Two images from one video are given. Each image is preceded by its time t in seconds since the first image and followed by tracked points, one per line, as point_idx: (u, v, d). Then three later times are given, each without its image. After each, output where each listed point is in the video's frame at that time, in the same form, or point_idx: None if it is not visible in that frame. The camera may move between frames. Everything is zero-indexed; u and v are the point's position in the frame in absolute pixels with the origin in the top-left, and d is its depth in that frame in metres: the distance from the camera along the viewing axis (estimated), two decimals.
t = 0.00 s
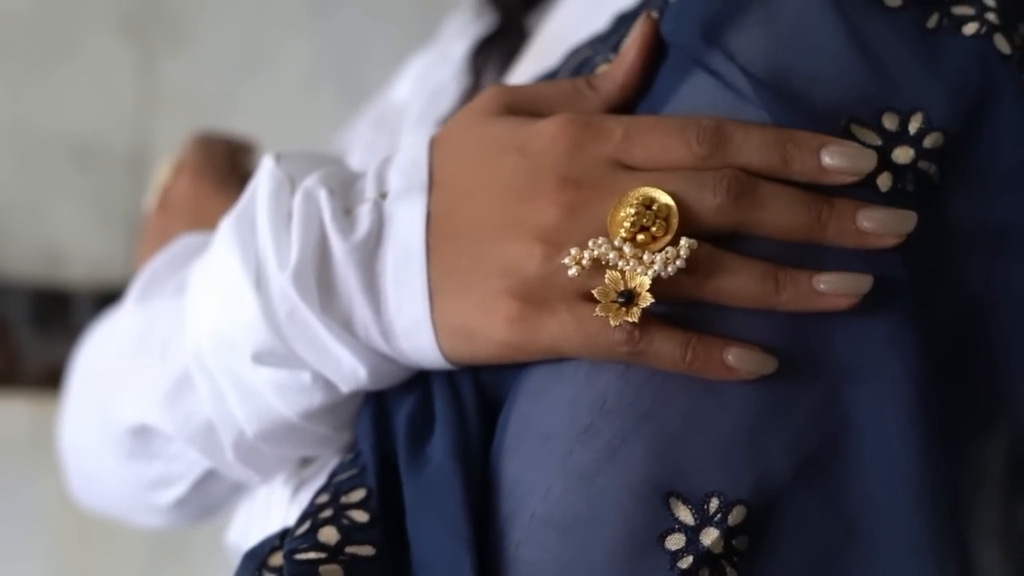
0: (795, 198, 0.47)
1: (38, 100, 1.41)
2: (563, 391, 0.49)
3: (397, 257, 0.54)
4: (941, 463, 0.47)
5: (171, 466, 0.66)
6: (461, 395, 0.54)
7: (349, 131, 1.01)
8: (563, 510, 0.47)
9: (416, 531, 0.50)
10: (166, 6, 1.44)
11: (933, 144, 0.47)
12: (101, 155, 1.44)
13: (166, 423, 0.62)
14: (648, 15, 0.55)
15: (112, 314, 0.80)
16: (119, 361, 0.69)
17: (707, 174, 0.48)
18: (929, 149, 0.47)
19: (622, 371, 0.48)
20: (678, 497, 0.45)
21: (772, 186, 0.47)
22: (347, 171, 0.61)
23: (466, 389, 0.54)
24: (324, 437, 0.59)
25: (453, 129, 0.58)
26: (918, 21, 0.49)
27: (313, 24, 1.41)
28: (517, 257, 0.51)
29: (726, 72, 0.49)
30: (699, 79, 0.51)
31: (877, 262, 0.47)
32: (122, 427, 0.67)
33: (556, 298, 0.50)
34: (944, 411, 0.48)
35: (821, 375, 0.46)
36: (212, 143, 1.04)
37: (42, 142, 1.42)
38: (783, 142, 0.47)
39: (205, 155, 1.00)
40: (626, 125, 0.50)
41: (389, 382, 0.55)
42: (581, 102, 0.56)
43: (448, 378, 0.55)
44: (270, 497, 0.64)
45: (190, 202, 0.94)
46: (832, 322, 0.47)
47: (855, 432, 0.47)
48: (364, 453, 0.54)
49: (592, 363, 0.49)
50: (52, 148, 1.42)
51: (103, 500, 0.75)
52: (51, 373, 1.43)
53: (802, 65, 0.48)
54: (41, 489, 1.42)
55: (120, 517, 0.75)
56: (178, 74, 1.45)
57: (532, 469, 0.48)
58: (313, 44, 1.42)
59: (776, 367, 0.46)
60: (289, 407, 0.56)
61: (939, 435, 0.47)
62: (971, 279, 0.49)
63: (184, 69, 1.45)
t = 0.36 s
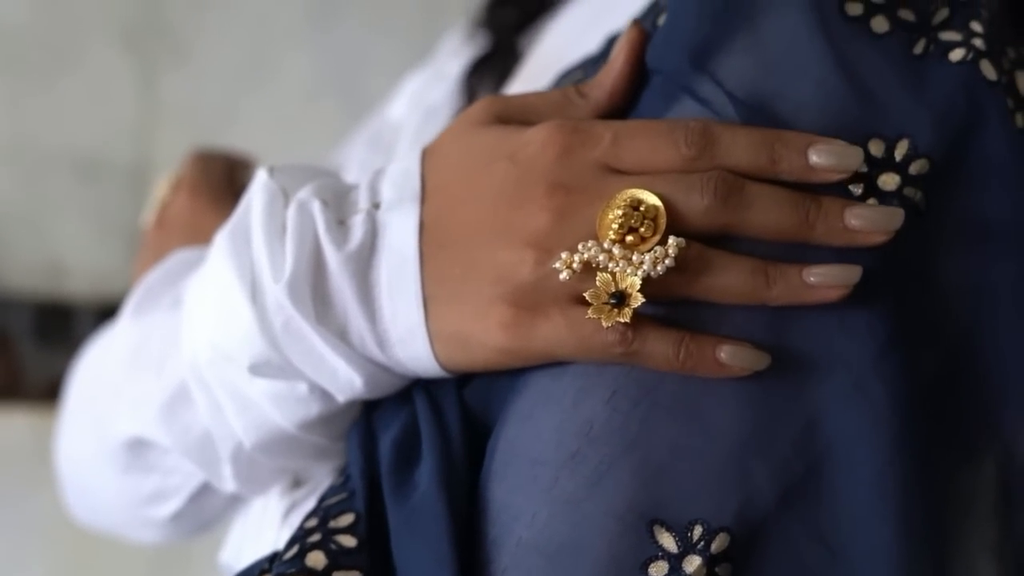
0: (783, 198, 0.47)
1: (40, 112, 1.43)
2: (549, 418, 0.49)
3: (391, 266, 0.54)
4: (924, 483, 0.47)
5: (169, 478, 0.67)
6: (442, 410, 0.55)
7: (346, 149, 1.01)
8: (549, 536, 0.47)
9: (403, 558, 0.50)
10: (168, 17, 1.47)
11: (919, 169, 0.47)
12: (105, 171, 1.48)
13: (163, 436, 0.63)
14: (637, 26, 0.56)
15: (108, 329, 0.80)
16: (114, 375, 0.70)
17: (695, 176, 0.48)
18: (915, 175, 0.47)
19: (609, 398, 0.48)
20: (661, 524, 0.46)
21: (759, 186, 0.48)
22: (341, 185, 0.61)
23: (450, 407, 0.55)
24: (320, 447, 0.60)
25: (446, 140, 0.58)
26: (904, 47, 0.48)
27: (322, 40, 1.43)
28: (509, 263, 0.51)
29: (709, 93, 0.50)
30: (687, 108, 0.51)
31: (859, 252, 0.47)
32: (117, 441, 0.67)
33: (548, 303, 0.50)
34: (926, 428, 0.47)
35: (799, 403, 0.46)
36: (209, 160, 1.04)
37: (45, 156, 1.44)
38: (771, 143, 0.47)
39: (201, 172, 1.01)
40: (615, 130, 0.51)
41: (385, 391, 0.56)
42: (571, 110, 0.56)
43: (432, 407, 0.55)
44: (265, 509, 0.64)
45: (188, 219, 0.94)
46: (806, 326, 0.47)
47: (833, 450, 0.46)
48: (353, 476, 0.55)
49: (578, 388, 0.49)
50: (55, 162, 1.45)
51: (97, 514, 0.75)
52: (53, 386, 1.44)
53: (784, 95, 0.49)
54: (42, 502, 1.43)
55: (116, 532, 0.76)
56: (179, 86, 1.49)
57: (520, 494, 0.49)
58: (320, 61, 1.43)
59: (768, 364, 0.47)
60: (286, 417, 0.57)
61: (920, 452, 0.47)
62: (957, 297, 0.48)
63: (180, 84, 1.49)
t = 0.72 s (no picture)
0: (772, 212, 0.48)
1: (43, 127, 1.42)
2: (539, 445, 0.48)
3: (385, 282, 0.54)
4: (908, 507, 0.47)
5: (166, 495, 0.67)
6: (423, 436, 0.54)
7: (344, 165, 1.02)
8: (538, 563, 0.46)
9: None
10: (168, 35, 1.43)
11: (908, 197, 0.48)
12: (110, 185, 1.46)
13: (158, 452, 0.63)
14: (629, 43, 0.57)
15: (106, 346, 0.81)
16: (112, 391, 0.70)
17: (685, 192, 0.48)
18: (904, 202, 0.48)
19: (597, 425, 0.47)
20: (648, 553, 0.45)
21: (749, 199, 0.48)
22: (336, 201, 0.61)
23: (432, 434, 0.54)
24: (316, 465, 0.60)
25: (439, 155, 0.59)
26: (894, 74, 0.49)
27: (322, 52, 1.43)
28: (501, 278, 0.51)
29: (697, 121, 0.51)
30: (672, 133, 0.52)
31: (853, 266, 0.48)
32: (113, 458, 0.67)
33: (541, 319, 0.50)
34: (912, 453, 0.48)
35: (785, 432, 0.46)
36: (209, 176, 1.04)
37: (49, 171, 1.43)
38: (762, 158, 0.48)
39: (200, 189, 1.01)
40: (606, 145, 0.51)
41: (381, 408, 0.56)
42: (563, 127, 0.57)
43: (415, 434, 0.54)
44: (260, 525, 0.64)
45: (187, 235, 0.95)
46: (793, 342, 0.47)
47: (819, 479, 0.46)
48: (344, 502, 0.55)
49: (567, 415, 0.48)
50: (59, 177, 1.44)
51: (94, 530, 0.75)
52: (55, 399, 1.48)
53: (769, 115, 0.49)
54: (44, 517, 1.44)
55: (114, 549, 0.76)
56: (181, 101, 1.45)
57: (509, 520, 0.48)
58: (323, 74, 1.44)
59: (761, 377, 0.47)
60: (282, 434, 0.57)
61: (905, 475, 0.47)
62: (946, 323, 0.49)
63: (183, 100, 1.46)
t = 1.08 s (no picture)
0: (762, 236, 0.48)
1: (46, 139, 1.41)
2: (530, 471, 0.48)
3: (378, 304, 0.55)
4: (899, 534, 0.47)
5: (160, 514, 0.67)
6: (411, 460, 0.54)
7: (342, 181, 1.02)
8: None
9: None
10: (169, 46, 1.42)
11: (897, 224, 0.48)
12: (109, 197, 1.44)
13: (152, 473, 0.62)
14: (623, 63, 0.57)
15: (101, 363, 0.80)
16: (107, 410, 0.70)
17: (675, 216, 0.48)
18: (894, 229, 0.48)
19: (587, 451, 0.47)
20: None
21: (739, 223, 0.48)
22: (330, 223, 0.62)
23: (420, 459, 0.54)
24: (310, 483, 0.60)
25: (430, 178, 0.59)
26: (884, 99, 0.49)
27: (324, 68, 1.40)
28: (493, 303, 0.51)
29: (687, 147, 0.51)
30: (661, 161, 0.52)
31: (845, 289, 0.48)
32: (108, 477, 0.68)
33: (532, 344, 0.50)
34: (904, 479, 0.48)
35: (774, 459, 0.47)
36: (207, 192, 1.04)
37: (51, 184, 1.43)
38: (752, 182, 0.48)
39: (199, 205, 1.01)
40: (596, 169, 0.51)
41: (375, 429, 0.56)
42: (557, 148, 0.57)
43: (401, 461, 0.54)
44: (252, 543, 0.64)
45: (183, 252, 0.95)
46: (786, 364, 0.48)
47: (806, 506, 0.46)
48: (335, 526, 0.55)
49: (557, 442, 0.48)
50: (61, 189, 1.43)
51: (90, 546, 0.75)
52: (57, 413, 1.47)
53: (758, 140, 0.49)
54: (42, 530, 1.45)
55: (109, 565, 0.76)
56: (182, 115, 1.44)
57: (501, 545, 0.48)
58: (322, 86, 1.40)
59: (751, 402, 0.47)
60: (276, 455, 0.57)
61: (896, 501, 0.47)
62: (936, 349, 0.49)
63: (186, 113, 1.44)
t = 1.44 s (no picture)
0: (757, 244, 0.48)
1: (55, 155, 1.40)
2: (519, 503, 0.48)
3: (374, 321, 0.55)
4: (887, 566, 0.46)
5: (159, 531, 0.64)
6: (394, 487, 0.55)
7: (338, 198, 1.02)
8: None
9: None
10: (170, 58, 1.39)
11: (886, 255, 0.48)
12: (115, 212, 1.43)
13: (150, 493, 0.62)
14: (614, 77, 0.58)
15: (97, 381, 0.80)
16: (105, 429, 0.69)
17: (668, 227, 0.49)
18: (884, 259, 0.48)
19: (576, 483, 0.47)
20: None
21: (735, 233, 0.48)
22: (324, 240, 0.62)
23: (404, 488, 0.54)
24: (306, 500, 0.59)
25: (425, 194, 0.59)
26: (873, 130, 0.50)
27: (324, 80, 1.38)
28: (490, 316, 0.51)
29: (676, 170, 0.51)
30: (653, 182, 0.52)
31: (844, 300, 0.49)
32: (105, 496, 0.67)
33: (530, 356, 0.50)
34: (890, 509, 0.47)
35: (761, 496, 0.46)
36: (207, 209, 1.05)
37: (58, 201, 1.42)
38: (746, 193, 0.48)
39: (199, 222, 1.01)
40: (590, 182, 0.51)
41: (375, 445, 0.56)
42: (550, 162, 0.57)
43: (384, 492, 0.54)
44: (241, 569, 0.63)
45: (180, 269, 0.95)
46: (779, 390, 0.47)
47: (792, 541, 0.46)
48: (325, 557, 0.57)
49: (547, 473, 0.48)
50: (63, 204, 1.42)
51: (82, 564, 0.73)
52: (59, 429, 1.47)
53: (731, 159, 0.50)
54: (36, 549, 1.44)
55: None
56: (184, 128, 1.42)
57: None
58: (323, 100, 1.39)
59: (749, 411, 0.47)
60: (274, 472, 0.57)
61: (881, 531, 0.46)
62: (923, 377, 0.48)
63: (188, 126, 1.42)
